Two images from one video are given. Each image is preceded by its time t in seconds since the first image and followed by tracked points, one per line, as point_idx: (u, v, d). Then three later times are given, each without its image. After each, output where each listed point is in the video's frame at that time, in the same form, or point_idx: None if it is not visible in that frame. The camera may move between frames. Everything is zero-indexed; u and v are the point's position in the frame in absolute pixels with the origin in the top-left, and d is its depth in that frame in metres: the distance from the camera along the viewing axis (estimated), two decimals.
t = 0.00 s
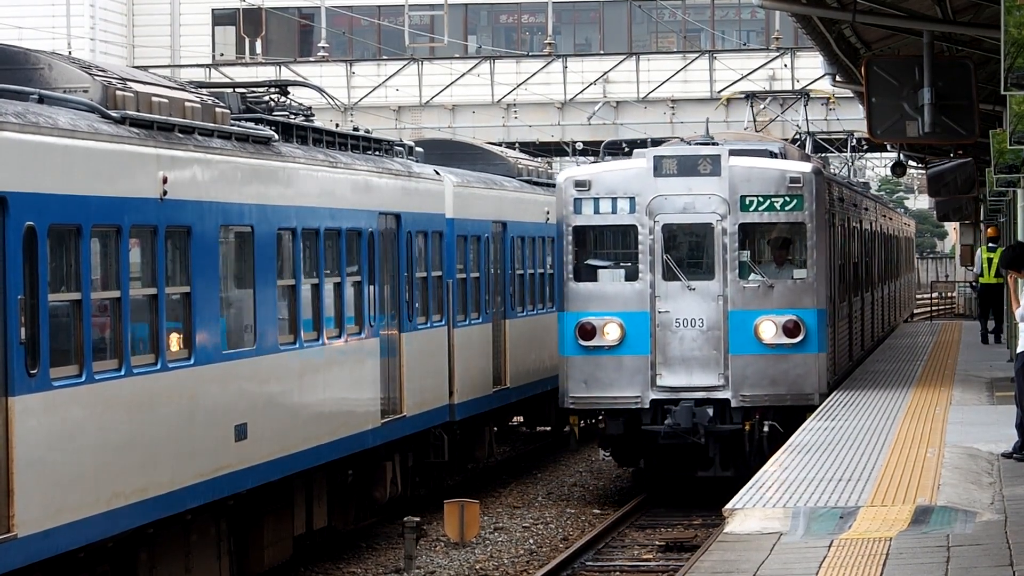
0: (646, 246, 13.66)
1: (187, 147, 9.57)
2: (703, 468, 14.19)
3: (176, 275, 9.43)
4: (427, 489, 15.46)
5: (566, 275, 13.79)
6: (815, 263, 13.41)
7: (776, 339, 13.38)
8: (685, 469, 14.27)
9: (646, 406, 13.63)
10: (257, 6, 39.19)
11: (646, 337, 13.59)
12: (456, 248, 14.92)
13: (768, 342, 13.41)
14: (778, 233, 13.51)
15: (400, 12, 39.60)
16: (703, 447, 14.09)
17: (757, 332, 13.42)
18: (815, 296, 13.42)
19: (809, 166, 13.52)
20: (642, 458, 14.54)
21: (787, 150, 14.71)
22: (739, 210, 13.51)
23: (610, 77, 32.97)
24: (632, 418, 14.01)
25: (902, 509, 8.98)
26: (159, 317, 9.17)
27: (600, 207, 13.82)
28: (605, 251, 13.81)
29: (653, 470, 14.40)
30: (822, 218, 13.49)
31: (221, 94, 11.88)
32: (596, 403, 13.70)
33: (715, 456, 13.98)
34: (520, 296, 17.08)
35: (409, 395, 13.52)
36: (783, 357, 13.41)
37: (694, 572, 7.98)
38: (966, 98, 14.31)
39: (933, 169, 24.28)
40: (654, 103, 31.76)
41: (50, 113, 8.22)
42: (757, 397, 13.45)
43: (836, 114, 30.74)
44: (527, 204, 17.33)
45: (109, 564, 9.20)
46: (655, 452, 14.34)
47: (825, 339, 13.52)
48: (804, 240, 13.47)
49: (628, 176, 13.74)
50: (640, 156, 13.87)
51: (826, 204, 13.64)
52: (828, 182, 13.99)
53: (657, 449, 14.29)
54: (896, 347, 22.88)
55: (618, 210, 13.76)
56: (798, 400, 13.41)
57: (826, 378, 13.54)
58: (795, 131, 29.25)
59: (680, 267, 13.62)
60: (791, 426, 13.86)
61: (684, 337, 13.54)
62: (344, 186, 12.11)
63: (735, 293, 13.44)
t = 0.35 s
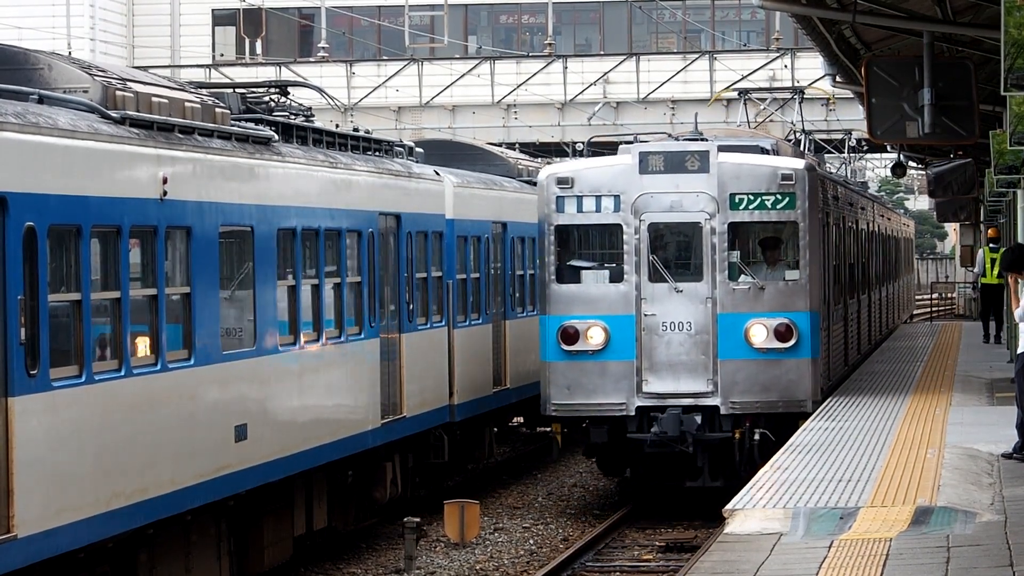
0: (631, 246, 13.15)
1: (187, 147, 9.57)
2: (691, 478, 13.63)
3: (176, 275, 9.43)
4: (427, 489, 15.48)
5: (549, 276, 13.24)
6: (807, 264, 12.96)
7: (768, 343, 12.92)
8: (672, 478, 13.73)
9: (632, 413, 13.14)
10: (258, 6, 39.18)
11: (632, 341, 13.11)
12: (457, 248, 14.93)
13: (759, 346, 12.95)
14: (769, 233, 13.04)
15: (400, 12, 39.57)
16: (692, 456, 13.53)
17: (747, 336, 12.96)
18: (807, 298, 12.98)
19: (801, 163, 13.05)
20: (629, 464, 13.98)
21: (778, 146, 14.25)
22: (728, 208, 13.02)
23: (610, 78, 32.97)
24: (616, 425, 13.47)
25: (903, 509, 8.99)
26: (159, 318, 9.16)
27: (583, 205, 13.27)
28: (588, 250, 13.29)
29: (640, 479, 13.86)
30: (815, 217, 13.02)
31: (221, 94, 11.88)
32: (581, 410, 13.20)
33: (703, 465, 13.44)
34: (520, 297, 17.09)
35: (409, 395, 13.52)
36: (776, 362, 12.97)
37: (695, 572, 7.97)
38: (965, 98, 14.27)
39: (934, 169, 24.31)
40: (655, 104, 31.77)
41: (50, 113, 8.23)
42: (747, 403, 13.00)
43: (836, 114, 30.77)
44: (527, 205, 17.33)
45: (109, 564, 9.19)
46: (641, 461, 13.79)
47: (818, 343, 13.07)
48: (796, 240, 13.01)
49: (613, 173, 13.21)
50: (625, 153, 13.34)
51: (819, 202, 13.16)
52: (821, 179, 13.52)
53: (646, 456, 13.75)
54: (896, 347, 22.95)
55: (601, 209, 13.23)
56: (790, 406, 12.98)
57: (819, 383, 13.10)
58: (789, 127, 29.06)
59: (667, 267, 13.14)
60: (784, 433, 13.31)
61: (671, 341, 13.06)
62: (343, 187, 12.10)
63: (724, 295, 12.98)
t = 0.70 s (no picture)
0: (615, 245, 12.50)
1: (186, 146, 9.57)
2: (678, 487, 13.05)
3: (175, 274, 9.43)
4: (426, 488, 15.49)
5: (528, 276, 12.60)
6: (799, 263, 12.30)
7: (757, 346, 12.27)
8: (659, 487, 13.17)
9: (615, 420, 12.52)
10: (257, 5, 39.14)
11: (615, 345, 12.47)
12: (456, 247, 14.97)
13: (748, 350, 12.29)
14: (758, 230, 12.36)
15: (400, 11, 39.51)
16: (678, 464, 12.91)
17: (736, 339, 12.31)
18: (799, 299, 12.29)
19: (793, 157, 12.37)
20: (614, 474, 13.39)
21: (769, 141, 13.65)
22: (716, 205, 12.34)
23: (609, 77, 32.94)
24: (599, 432, 12.84)
25: (902, 508, 8.99)
26: (158, 316, 9.16)
27: (564, 202, 12.63)
28: (570, 250, 12.65)
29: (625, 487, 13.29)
30: (807, 214, 12.35)
31: (221, 93, 11.89)
32: (561, 417, 12.60)
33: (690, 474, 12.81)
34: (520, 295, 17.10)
35: (409, 394, 13.53)
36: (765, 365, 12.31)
37: (693, 571, 7.96)
38: (965, 97, 14.24)
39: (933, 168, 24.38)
40: (654, 103, 31.59)
41: (49, 112, 8.23)
42: (735, 410, 12.35)
43: (836, 114, 30.60)
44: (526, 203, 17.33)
45: (108, 564, 9.19)
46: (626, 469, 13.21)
47: (810, 346, 12.39)
48: (787, 238, 12.34)
49: (596, 169, 12.58)
50: (609, 148, 12.72)
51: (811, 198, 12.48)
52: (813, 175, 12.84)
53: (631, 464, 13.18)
54: (896, 346, 22.94)
55: (583, 206, 12.59)
56: (781, 413, 12.33)
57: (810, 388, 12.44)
58: (783, 125, 28.96)
59: (651, 267, 12.49)
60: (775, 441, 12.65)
61: (656, 345, 12.41)
62: (343, 185, 12.11)
63: (712, 296, 12.32)
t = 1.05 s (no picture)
0: (597, 243, 11.82)
1: (186, 143, 9.57)
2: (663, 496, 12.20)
3: (175, 271, 9.43)
4: (426, 485, 15.50)
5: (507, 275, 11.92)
6: (790, 261, 11.65)
7: (746, 348, 11.61)
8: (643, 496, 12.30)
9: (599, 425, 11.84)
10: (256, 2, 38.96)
11: (598, 347, 11.79)
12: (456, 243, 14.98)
13: (738, 352, 11.64)
14: (748, 226, 11.70)
15: (399, 8, 39.36)
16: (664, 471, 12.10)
17: (724, 340, 11.65)
18: (790, 299, 11.64)
19: (784, 151, 11.74)
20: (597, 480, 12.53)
21: (761, 133, 12.82)
22: (703, 200, 11.68)
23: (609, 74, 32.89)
24: (582, 437, 12.10)
25: (901, 505, 8.98)
26: (158, 313, 9.17)
27: (545, 198, 11.94)
28: (552, 247, 11.97)
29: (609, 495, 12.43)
30: (798, 210, 11.72)
31: (220, 90, 11.90)
32: (542, 422, 11.92)
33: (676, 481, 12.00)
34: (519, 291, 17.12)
35: (408, 390, 13.54)
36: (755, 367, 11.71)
37: (693, 568, 7.96)
38: (964, 95, 14.21)
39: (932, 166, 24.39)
40: (654, 100, 31.54)
41: (49, 109, 8.24)
42: (723, 414, 11.68)
43: (835, 111, 30.64)
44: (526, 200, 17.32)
45: (107, 560, 9.19)
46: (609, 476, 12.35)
47: (802, 349, 11.74)
48: (777, 235, 11.68)
49: (579, 163, 11.90)
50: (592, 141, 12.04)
51: (802, 194, 11.85)
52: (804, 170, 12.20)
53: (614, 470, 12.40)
54: (894, 344, 22.94)
55: (565, 202, 11.90)
56: (771, 417, 11.69)
57: (802, 391, 11.80)
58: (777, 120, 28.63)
59: (636, 265, 11.80)
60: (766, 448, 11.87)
61: (640, 347, 11.74)
62: (342, 182, 12.12)
63: (699, 296, 11.64)
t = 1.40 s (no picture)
0: (580, 242, 11.25)
1: (184, 141, 9.56)
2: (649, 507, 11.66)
3: (174, 270, 9.42)
4: (425, 484, 15.51)
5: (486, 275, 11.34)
6: (782, 261, 11.08)
7: (736, 352, 11.07)
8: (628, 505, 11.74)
9: (581, 432, 11.28)
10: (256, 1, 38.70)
11: (580, 350, 11.23)
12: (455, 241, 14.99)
13: (727, 356, 11.09)
14: (737, 225, 11.12)
15: (399, 7, 39.13)
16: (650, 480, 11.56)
17: (713, 344, 11.10)
18: (781, 301, 11.09)
19: (775, 145, 11.15)
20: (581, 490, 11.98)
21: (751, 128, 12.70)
22: (691, 198, 11.12)
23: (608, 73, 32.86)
24: (563, 445, 11.56)
25: (901, 504, 8.97)
26: (157, 312, 9.16)
27: (524, 194, 11.36)
28: (531, 246, 11.39)
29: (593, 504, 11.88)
30: (790, 208, 11.14)
31: (219, 88, 11.87)
32: (522, 429, 11.36)
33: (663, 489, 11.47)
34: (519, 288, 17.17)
35: (408, 388, 13.54)
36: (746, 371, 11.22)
37: (692, 566, 7.94)
38: (964, 93, 14.13)
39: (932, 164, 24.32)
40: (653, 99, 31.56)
41: (48, 108, 8.24)
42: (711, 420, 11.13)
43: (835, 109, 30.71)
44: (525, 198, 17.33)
45: (106, 559, 9.19)
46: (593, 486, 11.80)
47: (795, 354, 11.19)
48: (768, 234, 11.11)
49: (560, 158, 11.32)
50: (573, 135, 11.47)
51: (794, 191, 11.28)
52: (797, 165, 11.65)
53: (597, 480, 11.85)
54: (894, 343, 22.96)
55: (545, 199, 11.32)
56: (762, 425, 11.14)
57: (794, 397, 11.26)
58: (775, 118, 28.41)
59: (619, 265, 11.24)
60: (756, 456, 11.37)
61: (624, 351, 11.19)
62: (341, 181, 12.11)
63: (687, 298, 11.10)
